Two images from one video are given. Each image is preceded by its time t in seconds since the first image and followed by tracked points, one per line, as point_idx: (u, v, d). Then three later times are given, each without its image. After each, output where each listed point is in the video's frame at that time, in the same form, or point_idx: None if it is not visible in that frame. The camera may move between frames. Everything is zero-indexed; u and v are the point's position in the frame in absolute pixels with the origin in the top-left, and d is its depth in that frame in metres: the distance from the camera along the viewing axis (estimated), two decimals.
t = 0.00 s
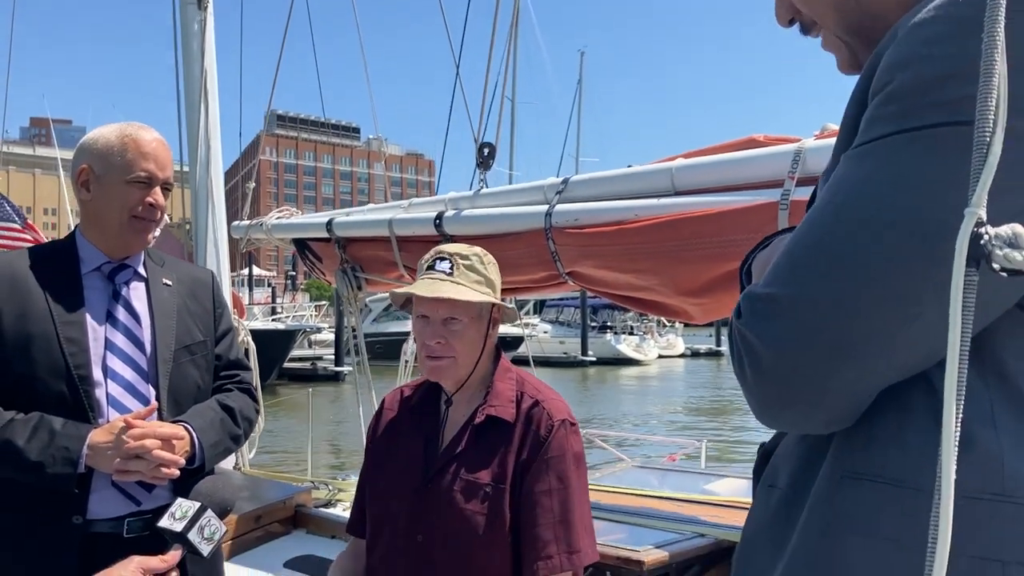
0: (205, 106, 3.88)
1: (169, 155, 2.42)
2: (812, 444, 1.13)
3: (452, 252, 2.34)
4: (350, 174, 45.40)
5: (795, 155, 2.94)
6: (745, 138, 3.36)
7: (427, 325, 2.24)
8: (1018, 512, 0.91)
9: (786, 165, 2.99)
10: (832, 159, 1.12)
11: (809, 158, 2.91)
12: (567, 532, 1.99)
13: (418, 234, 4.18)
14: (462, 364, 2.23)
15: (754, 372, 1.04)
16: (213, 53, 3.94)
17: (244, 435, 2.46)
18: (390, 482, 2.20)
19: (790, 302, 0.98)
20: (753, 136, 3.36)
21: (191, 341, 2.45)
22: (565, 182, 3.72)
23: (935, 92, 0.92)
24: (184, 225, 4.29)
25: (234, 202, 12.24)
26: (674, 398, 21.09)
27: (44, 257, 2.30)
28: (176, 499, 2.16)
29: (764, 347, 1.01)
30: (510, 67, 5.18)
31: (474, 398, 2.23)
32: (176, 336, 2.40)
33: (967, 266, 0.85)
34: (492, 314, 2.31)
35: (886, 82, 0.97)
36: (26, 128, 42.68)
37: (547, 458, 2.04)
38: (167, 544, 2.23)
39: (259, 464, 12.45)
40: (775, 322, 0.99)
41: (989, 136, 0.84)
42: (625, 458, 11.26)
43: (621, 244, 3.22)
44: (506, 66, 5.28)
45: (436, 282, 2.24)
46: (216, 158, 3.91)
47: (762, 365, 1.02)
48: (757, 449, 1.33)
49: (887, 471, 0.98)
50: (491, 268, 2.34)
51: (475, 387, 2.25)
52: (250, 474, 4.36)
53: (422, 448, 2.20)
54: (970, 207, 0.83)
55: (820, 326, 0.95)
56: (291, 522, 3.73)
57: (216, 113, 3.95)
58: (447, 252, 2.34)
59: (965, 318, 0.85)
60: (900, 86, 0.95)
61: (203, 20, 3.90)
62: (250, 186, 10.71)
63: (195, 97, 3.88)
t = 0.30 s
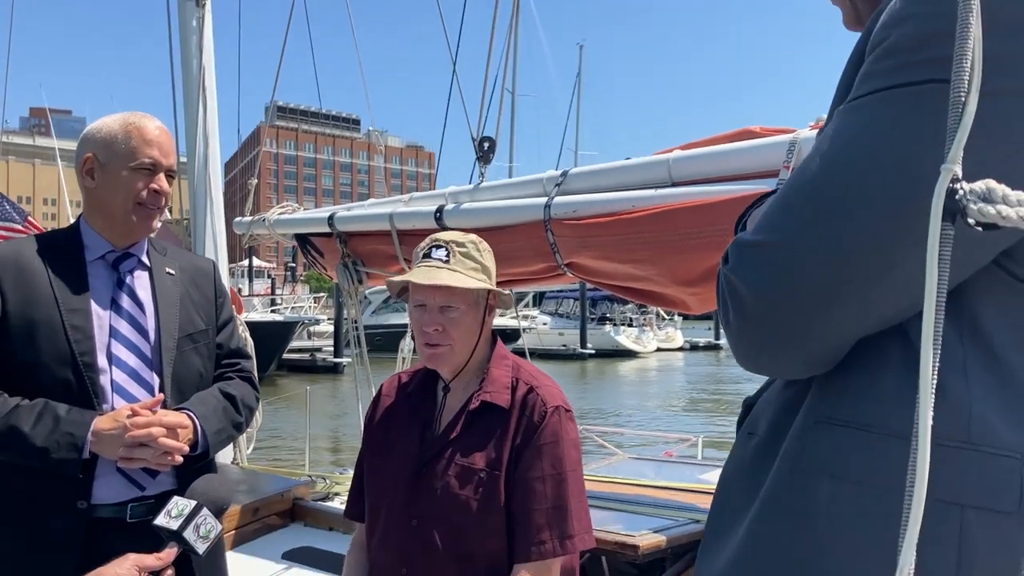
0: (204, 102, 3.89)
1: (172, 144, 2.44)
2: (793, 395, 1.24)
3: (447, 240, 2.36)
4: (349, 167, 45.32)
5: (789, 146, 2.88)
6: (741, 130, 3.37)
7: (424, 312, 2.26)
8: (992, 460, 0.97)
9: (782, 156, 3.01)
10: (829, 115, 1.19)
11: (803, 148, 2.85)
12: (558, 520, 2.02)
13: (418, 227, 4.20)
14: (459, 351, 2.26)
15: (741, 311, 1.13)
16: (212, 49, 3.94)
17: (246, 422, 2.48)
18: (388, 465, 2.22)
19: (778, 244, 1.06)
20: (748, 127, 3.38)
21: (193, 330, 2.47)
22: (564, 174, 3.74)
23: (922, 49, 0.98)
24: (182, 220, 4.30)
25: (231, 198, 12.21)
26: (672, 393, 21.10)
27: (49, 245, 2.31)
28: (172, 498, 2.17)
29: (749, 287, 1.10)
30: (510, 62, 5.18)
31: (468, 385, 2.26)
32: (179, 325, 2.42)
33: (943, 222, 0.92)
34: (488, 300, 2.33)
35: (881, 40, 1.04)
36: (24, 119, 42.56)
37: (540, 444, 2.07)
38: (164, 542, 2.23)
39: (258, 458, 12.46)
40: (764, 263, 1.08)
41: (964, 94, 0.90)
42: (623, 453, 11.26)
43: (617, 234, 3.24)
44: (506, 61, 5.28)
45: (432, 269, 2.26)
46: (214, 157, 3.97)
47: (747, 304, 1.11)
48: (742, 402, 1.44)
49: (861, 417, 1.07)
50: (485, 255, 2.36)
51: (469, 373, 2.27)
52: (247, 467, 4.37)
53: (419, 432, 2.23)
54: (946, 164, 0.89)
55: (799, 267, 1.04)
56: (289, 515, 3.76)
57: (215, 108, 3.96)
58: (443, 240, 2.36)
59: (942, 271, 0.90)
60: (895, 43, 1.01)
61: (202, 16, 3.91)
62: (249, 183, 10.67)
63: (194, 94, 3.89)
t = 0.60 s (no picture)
0: (201, 96, 3.90)
1: (168, 137, 2.45)
2: (790, 381, 1.22)
3: (445, 228, 2.37)
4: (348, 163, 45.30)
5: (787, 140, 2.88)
6: (738, 124, 3.38)
7: (425, 298, 2.28)
8: (990, 443, 0.95)
9: (778, 150, 3.01)
10: (829, 107, 1.17)
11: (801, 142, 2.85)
12: (548, 510, 2.03)
13: (414, 222, 4.21)
14: (459, 337, 2.28)
15: (743, 300, 1.11)
16: (209, 44, 3.95)
17: (241, 415, 2.50)
18: (383, 454, 2.24)
19: (778, 234, 1.04)
20: (745, 121, 3.38)
21: (188, 322, 2.49)
22: (560, 169, 3.75)
23: (925, 41, 0.96)
24: (179, 216, 4.31)
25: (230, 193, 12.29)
26: (671, 389, 21.13)
27: (45, 237, 2.33)
28: (164, 493, 2.15)
29: (752, 275, 1.08)
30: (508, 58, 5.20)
31: (465, 377, 2.28)
32: (174, 317, 2.44)
33: (932, 204, 0.91)
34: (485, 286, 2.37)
35: (885, 31, 1.02)
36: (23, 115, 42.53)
37: (531, 435, 2.08)
38: (155, 536, 2.22)
39: (256, 454, 12.48)
40: (764, 253, 1.06)
41: (954, 75, 0.88)
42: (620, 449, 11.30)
43: (614, 229, 3.25)
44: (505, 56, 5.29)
45: (433, 255, 2.26)
46: (211, 152, 3.97)
47: (748, 293, 1.09)
48: (735, 390, 1.43)
49: (861, 403, 1.05)
50: (481, 243, 2.38)
51: (466, 366, 2.29)
52: (243, 463, 4.39)
53: (414, 423, 2.24)
54: (936, 146, 0.89)
55: (800, 258, 1.02)
56: (285, 510, 3.78)
57: (212, 102, 3.97)
58: (441, 228, 2.36)
59: (930, 254, 0.90)
60: (898, 35, 0.99)
61: (199, 11, 3.91)
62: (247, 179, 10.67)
63: (191, 88, 3.89)
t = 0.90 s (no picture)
0: (198, 92, 3.90)
1: (161, 138, 2.45)
2: (772, 395, 1.19)
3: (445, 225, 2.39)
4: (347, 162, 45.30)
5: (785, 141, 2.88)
6: (736, 125, 3.38)
7: (432, 292, 2.30)
8: (967, 457, 0.91)
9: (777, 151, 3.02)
10: (812, 128, 1.14)
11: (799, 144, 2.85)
12: (544, 508, 2.03)
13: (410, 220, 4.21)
14: (467, 333, 2.28)
15: (731, 318, 1.08)
16: (205, 39, 3.95)
17: (234, 413, 2.50)
18: (378, 455, 2.24)
19: (763, 252, 1.02)
20: (744, 122, 3.38)
21: (182, 320, 2.49)
22: (557, 168, 3.75)
23: (911, 64, 0.93)
24: (175, 212, 4.31)
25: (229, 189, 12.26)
26: (670, 389, 21.14)
27: (39, 235, 2.33)
28: (153, 490, 2.15)
29: (742, 294, 1.05)
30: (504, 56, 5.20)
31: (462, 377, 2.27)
32: (167, 316, 2.43)
33: (931, 220, 0.86)
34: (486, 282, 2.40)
35: (869, 54, 0.99)
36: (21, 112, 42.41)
37: (529, 433, 2.08)
38: (145, 535, 2.21)
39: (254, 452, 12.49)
40: (750, 271, 1.04)
41: (956, 91, 0.83)
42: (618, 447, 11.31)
43: (611, 229, 3.24)
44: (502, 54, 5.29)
45: (441, 249, 2.28)
46: (208, 146, 3.97)
47: (733, 311, 1.07)
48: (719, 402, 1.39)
49: (846, 416, 1.01)
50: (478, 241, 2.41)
51: (464, 369, 2.28)
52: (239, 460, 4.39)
53: (409, 423, 2.23)
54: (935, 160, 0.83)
55: (785, 276, 0.99)
56: (279, 509, 3.78)
57: (209, 98, 3.97)
58: (442, 225, 2.38)
59: (928, 273, 0.84)
60: (882, 58, 0.96)
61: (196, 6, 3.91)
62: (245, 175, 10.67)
63: (188, 83, 3.89)
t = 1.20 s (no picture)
0: (197, 90, 3.91)
1: (161, 144, 2.46)
2: (756, 417, 1.18)
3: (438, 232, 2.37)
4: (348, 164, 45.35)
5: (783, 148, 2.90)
6: (734, 131, 3.40)
7: (425, 300, 2.31)
8: (943, 480, 0.91)
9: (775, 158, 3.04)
10: (793, 159, 1.12)
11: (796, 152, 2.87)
12: (538, 515, 2.04)
13: (407, 221, 4.22)
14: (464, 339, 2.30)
15: (712, 343, 1.05)
16: (205, 37, 3.96)
17: (231, 417, 2.50)
18: (371, 462, 2.25)
19: (747, 282, 1.00)
20: (742, 128, 3.40)
21: (180, 325, 2.49)
22: (554, 171, 3.76)
23: (890, 98, 0.92)
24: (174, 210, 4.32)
25: (230, 188, 12.26)
26: (670, 393, 21.15)
27: (38, 239, 2.34)
28: (155, 486, 2.17)
29: (723, 319, 1.02)
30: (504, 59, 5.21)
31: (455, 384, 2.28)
32: (165, 320, 2.44)
33: (929, 260, 0.83)
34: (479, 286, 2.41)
35: (847, 88, 0.97)
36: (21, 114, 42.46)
37: (524, 439, 2.09)
38: (146, 529, 2.21)
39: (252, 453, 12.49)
40: (733, 300, 1.02)
41: (955, 128, 0.80)
42: (616, 448, 11.32)
43: (608, 235, 3.25)
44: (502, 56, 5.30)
45: (431, 258, 2.28)
46: (207, 144, 3.98)
47: (717, 340, 1.04)
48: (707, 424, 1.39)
49: (826, 438, 1.02)
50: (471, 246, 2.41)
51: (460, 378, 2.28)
52: (236, 459, 4.40)
53: (403, 432, 2.24)
54: (934, 199, 0.81)
55: (768, 306, 0.98)
56: (276, 509, 3.79)
57: (209, 97, 3.98)
58: (435, 232, 2.37)
59: (925, 311, 0.83)
60: (859, 93, 0.95)
61: (196, 4, 3.92)
62: (246, 174, 10.69)
63: (188, 81, 3.90)
